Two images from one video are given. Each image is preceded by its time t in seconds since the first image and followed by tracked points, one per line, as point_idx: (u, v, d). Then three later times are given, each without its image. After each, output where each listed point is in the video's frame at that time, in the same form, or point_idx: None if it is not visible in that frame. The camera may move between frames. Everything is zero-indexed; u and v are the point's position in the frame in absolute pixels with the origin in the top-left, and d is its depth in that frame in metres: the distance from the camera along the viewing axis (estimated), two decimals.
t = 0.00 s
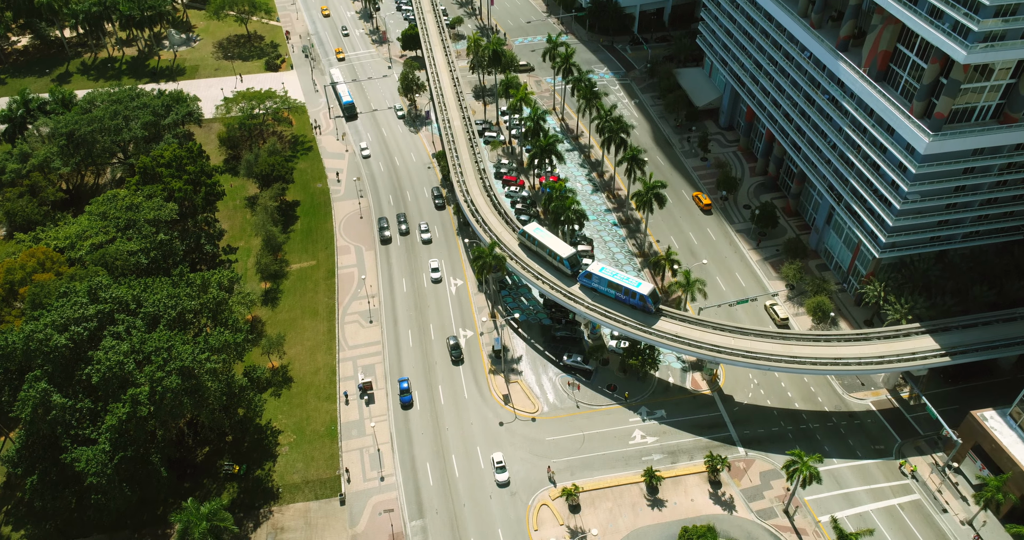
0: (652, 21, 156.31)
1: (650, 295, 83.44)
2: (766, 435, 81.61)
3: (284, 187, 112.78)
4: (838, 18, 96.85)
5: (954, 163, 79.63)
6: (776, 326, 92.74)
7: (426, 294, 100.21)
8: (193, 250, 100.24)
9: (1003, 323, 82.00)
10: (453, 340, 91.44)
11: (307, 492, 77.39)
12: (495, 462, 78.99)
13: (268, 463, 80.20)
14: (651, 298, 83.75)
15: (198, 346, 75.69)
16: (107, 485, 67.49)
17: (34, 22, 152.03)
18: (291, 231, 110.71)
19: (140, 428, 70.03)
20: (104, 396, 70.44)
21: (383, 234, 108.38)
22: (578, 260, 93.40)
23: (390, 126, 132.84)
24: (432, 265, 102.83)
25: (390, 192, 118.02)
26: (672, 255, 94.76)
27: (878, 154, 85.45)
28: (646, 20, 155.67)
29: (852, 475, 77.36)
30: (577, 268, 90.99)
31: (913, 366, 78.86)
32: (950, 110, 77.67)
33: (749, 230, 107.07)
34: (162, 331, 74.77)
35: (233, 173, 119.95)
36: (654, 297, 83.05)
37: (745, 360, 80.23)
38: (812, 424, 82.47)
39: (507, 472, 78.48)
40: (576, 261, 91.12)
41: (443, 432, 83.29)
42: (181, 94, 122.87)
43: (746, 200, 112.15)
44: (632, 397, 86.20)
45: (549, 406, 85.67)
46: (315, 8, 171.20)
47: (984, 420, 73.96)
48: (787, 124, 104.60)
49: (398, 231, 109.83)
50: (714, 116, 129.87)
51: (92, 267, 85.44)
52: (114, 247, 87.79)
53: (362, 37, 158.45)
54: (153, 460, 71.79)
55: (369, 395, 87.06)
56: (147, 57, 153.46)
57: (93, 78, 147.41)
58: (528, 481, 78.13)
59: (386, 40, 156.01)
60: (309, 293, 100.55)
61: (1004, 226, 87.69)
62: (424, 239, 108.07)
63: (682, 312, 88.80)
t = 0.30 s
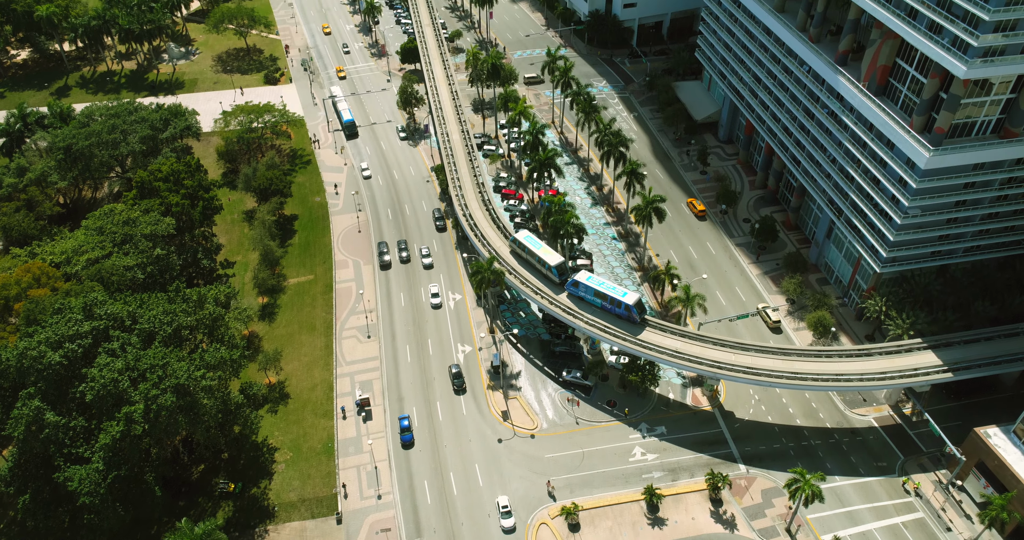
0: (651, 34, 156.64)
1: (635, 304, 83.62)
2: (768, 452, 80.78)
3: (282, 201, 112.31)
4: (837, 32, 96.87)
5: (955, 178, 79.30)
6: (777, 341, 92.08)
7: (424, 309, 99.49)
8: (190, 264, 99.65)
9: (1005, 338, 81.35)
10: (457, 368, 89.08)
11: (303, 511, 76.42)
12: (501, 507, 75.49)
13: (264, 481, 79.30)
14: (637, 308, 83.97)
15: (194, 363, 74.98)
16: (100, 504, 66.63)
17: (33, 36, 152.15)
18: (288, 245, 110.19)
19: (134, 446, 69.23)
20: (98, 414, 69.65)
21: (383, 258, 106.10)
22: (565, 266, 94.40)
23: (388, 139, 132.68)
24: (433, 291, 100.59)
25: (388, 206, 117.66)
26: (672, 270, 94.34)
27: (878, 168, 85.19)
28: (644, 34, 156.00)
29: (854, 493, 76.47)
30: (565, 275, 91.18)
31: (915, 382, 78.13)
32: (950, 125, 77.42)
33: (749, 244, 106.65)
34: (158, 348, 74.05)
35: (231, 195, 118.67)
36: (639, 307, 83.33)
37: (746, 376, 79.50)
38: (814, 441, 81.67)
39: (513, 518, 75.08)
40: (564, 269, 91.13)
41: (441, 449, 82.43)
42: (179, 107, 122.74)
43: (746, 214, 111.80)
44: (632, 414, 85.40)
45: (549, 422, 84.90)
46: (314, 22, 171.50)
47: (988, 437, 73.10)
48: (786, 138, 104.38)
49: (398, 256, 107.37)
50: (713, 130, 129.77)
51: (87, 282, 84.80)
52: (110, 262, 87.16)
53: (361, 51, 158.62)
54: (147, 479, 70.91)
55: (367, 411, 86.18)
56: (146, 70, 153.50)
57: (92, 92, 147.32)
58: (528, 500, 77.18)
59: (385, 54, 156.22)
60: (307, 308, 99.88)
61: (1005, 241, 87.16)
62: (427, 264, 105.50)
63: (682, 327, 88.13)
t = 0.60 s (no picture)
0: (650, 47, 156.84)
1: (621, 312, 84.66)
2: (770, 469, 79.92)
3: (279, 215, 111.81)
4: (836, 46, 96.74)
5: (956, 193, 78.88)
6: (778, 356, 91.43)
7: (423, 324, 98.75)
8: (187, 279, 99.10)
9: (1008, 354, 80.66)
10: (458, 398, 86.76)
11: (300, 530, 75.42)
12: None
13: (260, 499, 78.37)
14: (624, 317, 84.69)
15: (190, 380, 74.24)
16: (93, 524, 65.72)
17: (33, 49, 152.26)
18: (286, 259, 109.61)
19: (128, 465, 68.39)
20: (92, 432, 68.83)
21: (382, 282, 103.61)
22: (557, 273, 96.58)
23: (387, 153, 132.50)
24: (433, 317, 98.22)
25: (387, 219, 117.28)
26: (672, 284, 93.94)
27: (878, 182, 84.88)
28: (643, 46, 156.23)
29: (857, 511, 75.56)
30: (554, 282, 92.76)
31: (918, 398, 77.41)
32: (950, 139, 77.11)
33: (749, 257, 106.19)
34: (153, 365, 73.34)
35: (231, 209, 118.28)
36: (625, 316, 84.24)
37: (747, 392, 78.77)
38: (816, 457, 80.85)
39: None
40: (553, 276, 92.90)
41: (439, 465, 81.56)
42: (177, 121, 122.54)
43: (746, 227, 111.41)
44: (632, 430, 84.57)
45: (548, 438, 84.07)
46: (314, 35, 171.73)
47: (992, 454, 72.17)
48: (786, 151, 104.10)
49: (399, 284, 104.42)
50: (712, 143, 129.60)
51: (83, 298, 84.17)
52: (106, 277, 86.48)
53: (361, 64, 158.71)
54: (141, 498, 70.02)
55: (364, 427, 85.33)
56: (145, 83, 153.53)
57: (91, 105, 147.25)
58: (527, 518, 76.23)
59: (384, 67, 156.35)
60: (304, 323, 99.18)
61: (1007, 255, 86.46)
62: (428, 290, 102.98)
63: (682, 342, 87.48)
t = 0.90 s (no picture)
0: (649, 60, 156.99)
1: (607, 321, 85.70)
2: (771, 486, 78.99)
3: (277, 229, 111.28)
4: (835, 60, 96.64)
5: (956, 208, 78.51)
6: (779, 372, 90.69)
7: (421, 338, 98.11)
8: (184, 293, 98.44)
9: (1011, 370, 79.98)
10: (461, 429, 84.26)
11: None
12: None
13: (255, 518, 77.32)
14: (610, 325, 85.70)
15: (184, 398, 73.48)
16: None
17: (31, 62, 152.42)
18: (284, 273, 108.99)
19: (121, 484, 67.47)
20: (85, 450, 67.99)
21: (381, 308, 101.66)
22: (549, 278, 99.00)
23: (386, 166, 132.23)
24: (433, 345, 96.05)
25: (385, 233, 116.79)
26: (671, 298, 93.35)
27: (879, 197, 84.52)
28: (642, 59, 156.42)
29: (861, 529, 74.57)
30: (543, 291, 94.10)
31: (920, 415, 76.58)
32: (951, 154, 76.75)
33: (749, 271, 105.63)
34: (147, 383, 72.53)
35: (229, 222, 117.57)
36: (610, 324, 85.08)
37: (748, 409, 77.93)
38: (818, 475, 79.94)
39: None
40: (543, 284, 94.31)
41: (437, 483, 80.60)
42: (175, 134, 122.32)
43: (745, 240, 110.93)
44: (632, 447, 83.68)
45: (548, 455, 83.13)
46: (313, 48, 171.91)
47: (996, 472, 71.24)
48: (786, 165, 103.76)
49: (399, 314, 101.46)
50: (711, 156, 129.42)
51: (78, 313, 83.46)
52: (102, 292, 85.85)
53: (360, 77, 158.81)
54: (134, 517, 69.03)
55: (361, 444, 84.45)
56: (143, 96, 153.52)
57: (89, 118, 147.16)
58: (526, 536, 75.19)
59: (382, 80, 156.48)
60: (301, 338, 98.40)
61: (1009, 270, 85.98)
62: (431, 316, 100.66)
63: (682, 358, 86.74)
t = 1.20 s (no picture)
0: (648, 73, 156.98)
1: (593, 331, 84.89)
2: (774, 503, 77.97)
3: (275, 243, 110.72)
4: (834, 74, 96.47)
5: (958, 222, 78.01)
6: (780, 387, 89.90)
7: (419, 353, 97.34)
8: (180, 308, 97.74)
9: (1014, 386, 79.20)
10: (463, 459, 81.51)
11: None
12: None
13: (251, 536, 76.30)
14: (597, 335, 85.07)
15: (179, 415, 72.61)
16: None
17: (30, 75, 152.57)
18: (281, 287, 108.33)
19: (114, 504, 66.54)
20: (78, 469, 67.13)
21: (381, 336, 98.83)
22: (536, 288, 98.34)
23: (384, 179, 131.83)
24: (433, 373, 93.11)
25: (384, 246, 116.22)
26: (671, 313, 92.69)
27: (880, 211, 84.02)
28: (640, 72, 156.50)
29: None
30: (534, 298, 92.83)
31: (924, 432, 75.71)
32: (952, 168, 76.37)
33: (749, 285, 105.01)
34: (142, 400, 71.63)
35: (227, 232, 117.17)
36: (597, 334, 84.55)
37: (750, 426, 77.02)
38: (820, 492, 79.00)
39: None
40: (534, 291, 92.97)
41: (435, 501, 79.57)
42: (173, 147, 122.13)
43: (745, 254, 110.31)
44: (632, 464, 82.74)
45: (547, 472, 82.16)
46: (312, 60, 172.11)
47: (1001, 489, 70.20)
48: (786, 178, 103.31)
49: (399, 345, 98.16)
50: (711, 168, 129.09)
51: (73, 328, 82.73)
52: (97, 307, 85.22)
53: (359, 90, 158.80)
54: (128, 537, 68.03)
55: (359, 461, 83.50)
56: (142, 109, 153.43)
57: (87, 131, 147.02)
58: None
59: (381, 93, 156.54)
60: (298, 353, 97.59)
61: (1011, 284, 85.38)
62: (434, 343, 98.09)
63: (682, 373, 85.92)
